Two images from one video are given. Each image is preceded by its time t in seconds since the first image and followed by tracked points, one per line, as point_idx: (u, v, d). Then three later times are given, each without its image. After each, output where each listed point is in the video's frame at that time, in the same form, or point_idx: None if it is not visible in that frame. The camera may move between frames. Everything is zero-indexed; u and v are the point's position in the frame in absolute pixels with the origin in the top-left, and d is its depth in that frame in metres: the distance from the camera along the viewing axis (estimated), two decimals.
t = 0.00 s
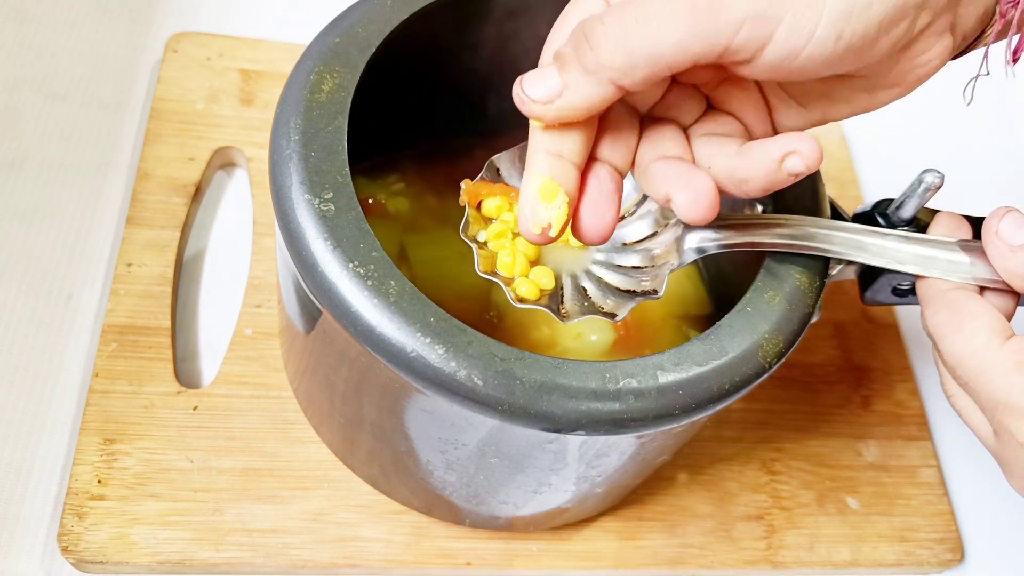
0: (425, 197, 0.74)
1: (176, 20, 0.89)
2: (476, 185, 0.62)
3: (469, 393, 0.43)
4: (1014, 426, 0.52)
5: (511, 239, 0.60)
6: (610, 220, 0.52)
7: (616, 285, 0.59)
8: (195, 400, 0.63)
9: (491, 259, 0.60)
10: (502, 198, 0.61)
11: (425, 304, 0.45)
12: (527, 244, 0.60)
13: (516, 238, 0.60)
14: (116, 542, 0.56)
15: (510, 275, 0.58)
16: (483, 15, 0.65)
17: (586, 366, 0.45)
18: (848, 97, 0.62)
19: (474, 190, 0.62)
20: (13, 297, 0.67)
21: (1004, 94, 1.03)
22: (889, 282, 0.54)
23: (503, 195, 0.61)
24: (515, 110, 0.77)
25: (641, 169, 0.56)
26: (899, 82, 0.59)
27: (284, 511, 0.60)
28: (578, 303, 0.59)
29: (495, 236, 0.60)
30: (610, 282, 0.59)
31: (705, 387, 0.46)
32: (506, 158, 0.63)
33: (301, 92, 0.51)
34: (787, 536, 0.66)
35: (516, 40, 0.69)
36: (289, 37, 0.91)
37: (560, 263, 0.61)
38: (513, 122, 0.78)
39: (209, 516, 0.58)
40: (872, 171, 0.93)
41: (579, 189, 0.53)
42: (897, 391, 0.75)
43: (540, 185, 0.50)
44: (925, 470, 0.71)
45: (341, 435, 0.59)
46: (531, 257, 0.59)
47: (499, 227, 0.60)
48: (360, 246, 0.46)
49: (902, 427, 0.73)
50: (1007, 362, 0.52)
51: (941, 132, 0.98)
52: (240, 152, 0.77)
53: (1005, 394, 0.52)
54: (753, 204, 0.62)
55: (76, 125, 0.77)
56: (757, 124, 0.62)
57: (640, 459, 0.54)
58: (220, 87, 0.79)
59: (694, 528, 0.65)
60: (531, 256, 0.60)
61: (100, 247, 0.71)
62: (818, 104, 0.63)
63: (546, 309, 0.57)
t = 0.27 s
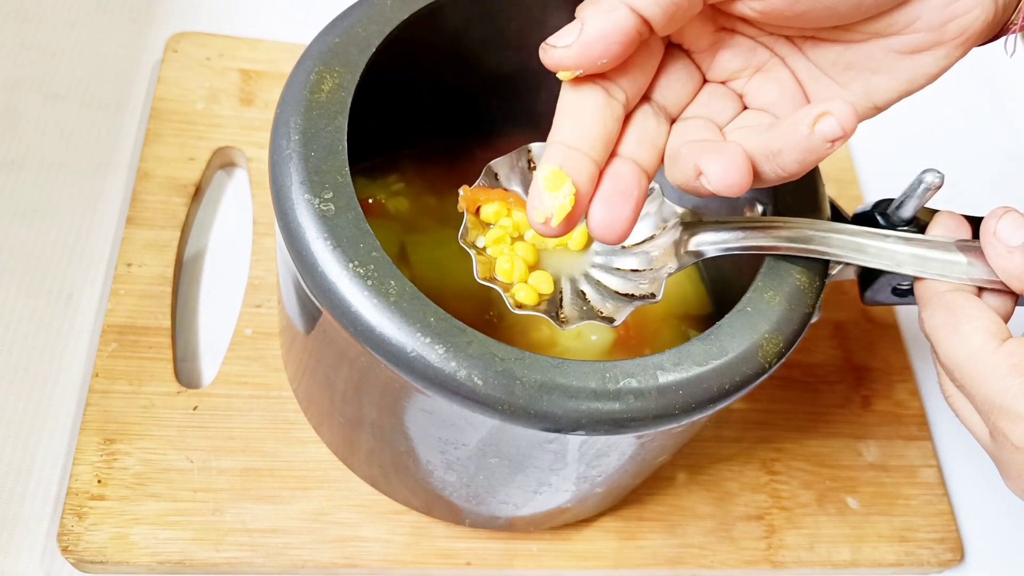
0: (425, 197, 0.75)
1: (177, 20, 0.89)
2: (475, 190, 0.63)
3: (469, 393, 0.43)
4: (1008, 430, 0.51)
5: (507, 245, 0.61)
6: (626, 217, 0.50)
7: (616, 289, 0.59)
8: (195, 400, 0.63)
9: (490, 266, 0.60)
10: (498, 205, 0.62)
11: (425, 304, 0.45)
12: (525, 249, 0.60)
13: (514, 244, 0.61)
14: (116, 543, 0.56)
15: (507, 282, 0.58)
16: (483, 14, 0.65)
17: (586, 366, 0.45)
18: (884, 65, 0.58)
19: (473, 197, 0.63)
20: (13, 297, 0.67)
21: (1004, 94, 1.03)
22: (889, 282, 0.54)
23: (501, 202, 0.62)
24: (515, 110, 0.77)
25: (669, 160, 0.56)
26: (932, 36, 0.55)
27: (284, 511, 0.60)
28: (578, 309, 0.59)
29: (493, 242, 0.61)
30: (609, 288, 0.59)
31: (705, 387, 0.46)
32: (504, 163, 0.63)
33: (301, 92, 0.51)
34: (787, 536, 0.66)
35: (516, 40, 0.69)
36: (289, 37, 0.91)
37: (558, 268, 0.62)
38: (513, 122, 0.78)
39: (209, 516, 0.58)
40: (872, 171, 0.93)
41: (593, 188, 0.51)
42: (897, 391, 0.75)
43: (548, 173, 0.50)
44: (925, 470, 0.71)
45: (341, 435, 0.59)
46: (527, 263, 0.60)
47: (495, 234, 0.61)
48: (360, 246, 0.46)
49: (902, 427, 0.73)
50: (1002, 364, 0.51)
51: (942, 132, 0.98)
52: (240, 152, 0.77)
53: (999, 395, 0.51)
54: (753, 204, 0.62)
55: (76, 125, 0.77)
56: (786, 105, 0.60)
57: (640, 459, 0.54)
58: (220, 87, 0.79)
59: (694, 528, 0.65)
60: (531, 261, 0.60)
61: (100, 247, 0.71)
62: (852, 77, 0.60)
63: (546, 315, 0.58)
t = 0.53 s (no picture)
0: (425, 197, 0.75)
1: (177, 20, 0.89)
2: (475, 193, 0.63)
3: (469, 393, 0.43)
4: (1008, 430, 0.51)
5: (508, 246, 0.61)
6: (637, 224, 0.50)
7: (618, 291, 0.59)
8: (195, 400, 0.63)
9: (490, 268, 0.60)
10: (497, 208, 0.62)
11: (425, 304, 0.45)
12: (526, 251, 0.60)
13: (515, 245, 0.61)
14: (116, 543, 0.56)
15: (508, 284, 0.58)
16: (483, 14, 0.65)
17: (586, 366, 0.45)
18: (889, 69, 0.58)
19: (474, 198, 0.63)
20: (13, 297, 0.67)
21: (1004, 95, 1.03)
22: (889, 282, 0.54)
23: (502, 204, 0.62)
24: (516, 110, 0.77)
25: (680, 166, 0.56)
26: (938, 38, 0.55)
27: (284, 511, 0.60)
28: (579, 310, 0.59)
29: (494, 244, 0.60)
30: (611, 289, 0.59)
31: (705, 387, 0.46)
32: (504, 166, 0.63)
33: (301, 92, 0.51)
34: (787, 536, 0.66)
35: (516, 40, 0.69)
36: (289, 37, 0.91)
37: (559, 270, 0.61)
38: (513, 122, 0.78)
39: (209, 516, 0.58)
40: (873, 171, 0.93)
41: (602, 197, 0.51)
42: (897, 391, 0.75)
43: (557, 182, 0.50)
44: (925, 471, 0.71)
45: (341, 435, 0.59)
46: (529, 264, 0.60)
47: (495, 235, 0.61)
48: (360, 246, 0.46)
49: (902, 427, 0.73)
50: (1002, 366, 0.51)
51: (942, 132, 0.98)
52: (240, 152, 0.77)
53: (999, 396, 0.51)
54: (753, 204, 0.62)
55: (76, 125, 0.77)
56: (793, 110, 0.60)
57: (640, 459, 0.54)
58: (220, 87, 0.79)
59: (694, 528, 0.65)
60: (531, 262, 0.60)
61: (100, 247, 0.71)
62: (859, 82, 0.60)
63: (546, 317, 0.57)
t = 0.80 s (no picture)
0: (425, 196, 0.73)
1: (176, 20, 0.89)
2: (476, 194, 0.62)
3: (469, 393, 0.43)
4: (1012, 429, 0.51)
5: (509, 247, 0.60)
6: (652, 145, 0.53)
7: (620, 291, 0.59)
8: (195, 400, 0.63)
9: (492, 269, 0.59)
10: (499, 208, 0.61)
11: (425, 304, 0.45)
12: (528, 252, 0.60)
13: (517, 246, 0.60)
14: (116, 542, 0.56)
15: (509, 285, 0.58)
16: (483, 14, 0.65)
17: (586, 366, 0.45)
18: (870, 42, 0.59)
19: (475, 198, 0.62)
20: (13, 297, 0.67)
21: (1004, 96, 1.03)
22: (889, 282, 0.54)
23: (504, 203, 0.62)
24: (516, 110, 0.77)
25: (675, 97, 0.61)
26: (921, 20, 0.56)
27: (284, 511, 0.60)
28: (581, 311, 0.58)
29: (496, 244, 0.60)
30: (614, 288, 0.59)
31: (705, 387, 0.46)
32: (506, 166, 0.63)
33: (301, 92, 0.51)
34: (787, 536, 0.66)
35: (517, 40, 0.69)
36: (289, 37, 0.91)
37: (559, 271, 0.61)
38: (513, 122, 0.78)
39: (209, 516, 0.58)
40: (873, 172, 0.93)
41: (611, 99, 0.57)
42: (897, 391, 0.75)
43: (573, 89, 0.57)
44: (925, 470, 0.71)
45: (341, 435, 0.59)
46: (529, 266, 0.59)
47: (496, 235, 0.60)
48: (360, 246, 0.46)
49: (902, 427, 0.73)
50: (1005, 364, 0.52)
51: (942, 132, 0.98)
52: (240, 152, 0.77)
53: (1004, 396, 0.51)
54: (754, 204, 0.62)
55: (76, 125, 0.77)
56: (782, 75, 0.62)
57: (640, 459, 0.54)
58: (220, 87, 0.79)
59: (694, 528, 0.65)
60: (532, 263, 0.60)
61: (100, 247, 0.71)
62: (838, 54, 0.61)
63: (548, 317, 0.57)
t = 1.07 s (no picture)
0: (425, 196, 0.73)
1: (177, 20, 0.89)
2: (478, 191, 0.62)
3: (469, 393, 0.43)
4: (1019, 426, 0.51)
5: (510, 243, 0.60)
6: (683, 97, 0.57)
7: (621, 290, 0.59)
8: (195, 400, 0.63)
9: (494, 267, 0.59)
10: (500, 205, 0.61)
11: (425, 304, 0.45)
12: (529, 250, 0.60)
13: (518, 244, 0.60)
14: (115, 542, 0.56)
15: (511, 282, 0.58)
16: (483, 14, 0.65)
17: (587, 366, 0.45)
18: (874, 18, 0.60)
19: (476, 195, 0.62)
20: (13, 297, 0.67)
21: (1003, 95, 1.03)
22: (889, 282, 0.54)
23: (505, 201, 0.62)
24: (516, 110, 0.77)
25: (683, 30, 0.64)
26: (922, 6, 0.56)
27: (284, 511, 0.60)
28: (583, 309, 0.58)
29: (497, 242, 0.60)
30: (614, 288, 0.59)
31: (705, 387, 0.46)
32: (507, 164, 0.64)
33: (301, 92, 0.51)
34: (787, 536, 0.66)
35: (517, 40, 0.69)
36: (289, 37, 0.91)
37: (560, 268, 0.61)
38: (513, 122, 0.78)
39: (209, 516, 0.58)
40: (873, 171, 0.93)
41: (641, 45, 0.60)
42: (896, 391, 0.75)
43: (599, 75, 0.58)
44: (925, 470, 0.71)
45: (341, 435, 0.59)
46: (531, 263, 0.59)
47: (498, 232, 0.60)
48: (360, 246, 0.46)
49: (902, 427, 0.73)
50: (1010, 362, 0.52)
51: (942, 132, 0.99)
52: (240, 152, 0.77)
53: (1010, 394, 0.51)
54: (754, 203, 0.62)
55: (75, 125, 0.77)
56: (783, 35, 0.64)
57: (640, 459, 0.54)
58: (220, 87, 0.79)
59: (694, 528, 0.65)
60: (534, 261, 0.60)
61: (100, 247, 0.71)
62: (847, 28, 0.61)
63: (551, 315, 0.57)
